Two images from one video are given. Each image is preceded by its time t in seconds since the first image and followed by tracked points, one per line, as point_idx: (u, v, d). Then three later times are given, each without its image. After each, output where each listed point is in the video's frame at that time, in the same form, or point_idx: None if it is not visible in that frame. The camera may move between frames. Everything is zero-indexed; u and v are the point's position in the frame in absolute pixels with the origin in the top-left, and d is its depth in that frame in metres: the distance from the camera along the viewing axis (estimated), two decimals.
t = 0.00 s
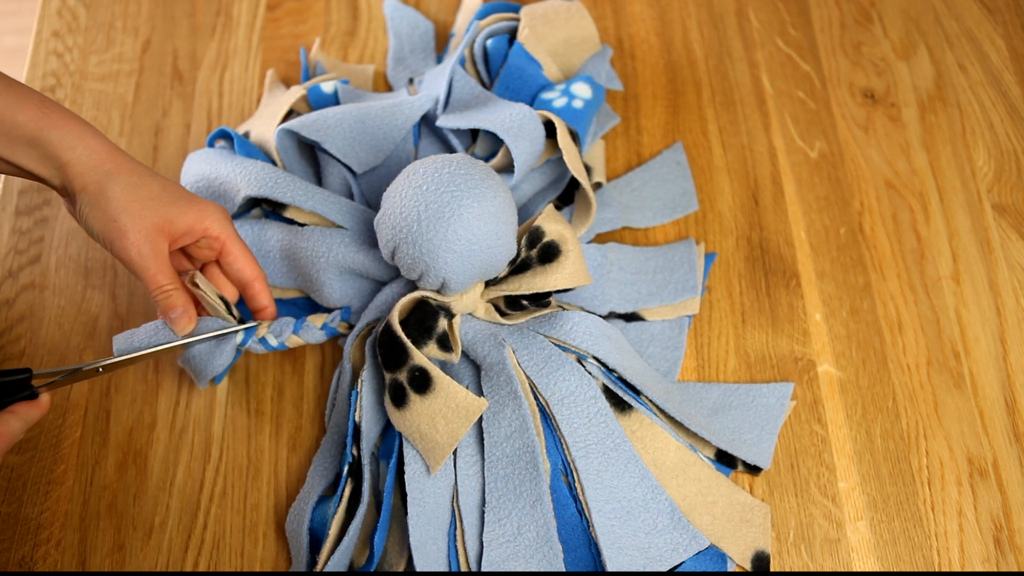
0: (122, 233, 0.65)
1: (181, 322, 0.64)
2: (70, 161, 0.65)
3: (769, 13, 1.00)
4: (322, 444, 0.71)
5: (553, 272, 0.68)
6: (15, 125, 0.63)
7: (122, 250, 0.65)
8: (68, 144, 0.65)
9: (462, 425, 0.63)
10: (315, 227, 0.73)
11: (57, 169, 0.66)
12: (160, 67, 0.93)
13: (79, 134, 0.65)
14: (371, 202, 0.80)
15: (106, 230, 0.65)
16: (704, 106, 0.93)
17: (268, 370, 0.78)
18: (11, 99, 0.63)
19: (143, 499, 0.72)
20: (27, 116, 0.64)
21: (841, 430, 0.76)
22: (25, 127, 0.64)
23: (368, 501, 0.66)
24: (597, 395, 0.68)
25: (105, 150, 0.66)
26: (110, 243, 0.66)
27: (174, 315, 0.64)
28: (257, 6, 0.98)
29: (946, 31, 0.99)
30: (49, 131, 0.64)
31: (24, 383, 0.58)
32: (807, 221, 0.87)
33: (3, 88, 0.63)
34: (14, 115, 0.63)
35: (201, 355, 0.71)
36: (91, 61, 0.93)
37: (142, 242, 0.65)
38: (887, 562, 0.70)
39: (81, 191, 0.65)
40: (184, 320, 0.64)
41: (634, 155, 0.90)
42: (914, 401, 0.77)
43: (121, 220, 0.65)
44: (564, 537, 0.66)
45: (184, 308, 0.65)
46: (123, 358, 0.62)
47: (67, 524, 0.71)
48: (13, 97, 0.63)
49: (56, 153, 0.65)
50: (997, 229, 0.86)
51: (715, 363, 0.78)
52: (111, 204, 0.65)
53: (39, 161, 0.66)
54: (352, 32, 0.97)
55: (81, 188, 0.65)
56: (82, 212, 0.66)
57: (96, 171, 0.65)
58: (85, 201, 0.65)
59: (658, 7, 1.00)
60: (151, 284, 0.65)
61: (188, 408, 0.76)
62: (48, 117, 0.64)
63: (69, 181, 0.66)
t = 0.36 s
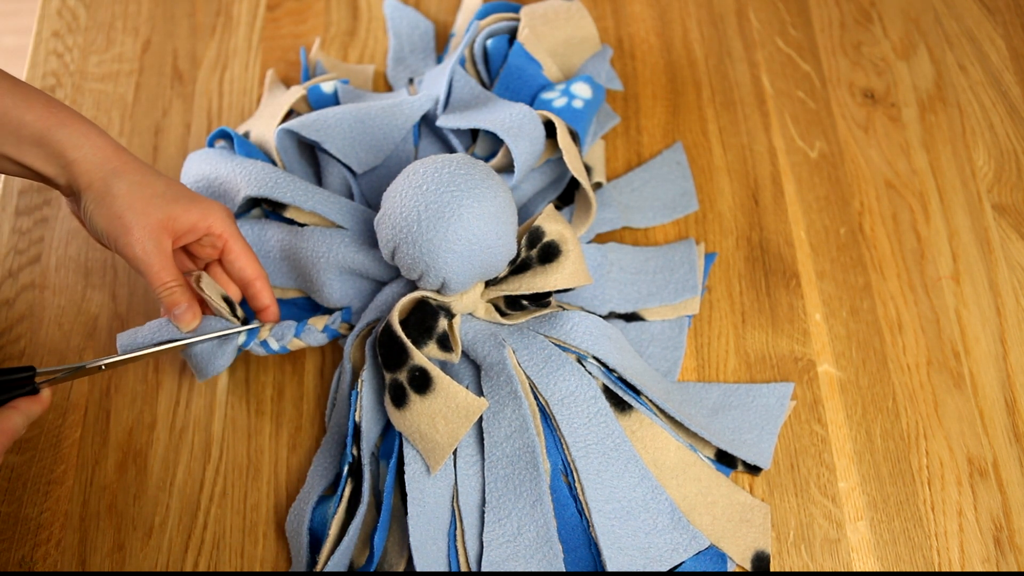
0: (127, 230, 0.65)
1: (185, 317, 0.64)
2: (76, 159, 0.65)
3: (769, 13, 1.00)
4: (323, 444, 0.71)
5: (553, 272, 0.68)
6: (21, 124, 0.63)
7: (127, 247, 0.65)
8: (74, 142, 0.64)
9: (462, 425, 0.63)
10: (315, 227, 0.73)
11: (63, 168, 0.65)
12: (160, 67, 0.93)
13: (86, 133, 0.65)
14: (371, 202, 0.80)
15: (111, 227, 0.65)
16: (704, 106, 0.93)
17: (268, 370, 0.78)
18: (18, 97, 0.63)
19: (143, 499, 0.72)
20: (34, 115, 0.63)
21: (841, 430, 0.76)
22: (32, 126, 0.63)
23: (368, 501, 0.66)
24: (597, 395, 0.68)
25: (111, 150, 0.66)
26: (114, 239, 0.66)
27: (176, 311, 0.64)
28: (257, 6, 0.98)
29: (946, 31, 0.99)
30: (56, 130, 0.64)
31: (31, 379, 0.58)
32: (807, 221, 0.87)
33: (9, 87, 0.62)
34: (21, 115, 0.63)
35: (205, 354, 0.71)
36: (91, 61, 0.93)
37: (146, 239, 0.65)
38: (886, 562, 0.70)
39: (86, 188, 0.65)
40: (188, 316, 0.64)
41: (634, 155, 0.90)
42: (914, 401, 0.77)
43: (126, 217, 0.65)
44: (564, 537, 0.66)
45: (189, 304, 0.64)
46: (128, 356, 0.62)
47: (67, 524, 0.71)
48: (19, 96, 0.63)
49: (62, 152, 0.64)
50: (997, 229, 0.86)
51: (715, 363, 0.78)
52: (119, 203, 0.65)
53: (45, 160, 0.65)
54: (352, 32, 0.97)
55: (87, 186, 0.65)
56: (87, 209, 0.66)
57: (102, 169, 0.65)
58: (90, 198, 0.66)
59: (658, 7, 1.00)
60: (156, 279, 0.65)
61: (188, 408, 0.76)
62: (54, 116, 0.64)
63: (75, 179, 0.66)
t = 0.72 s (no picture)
0: (126, 232, 0.65)
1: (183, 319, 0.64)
2: (76, 162, 0.65)
3: (769, 13, 1.00)
4: (322, 445, 0.71)
5: (553, 272, 0.68)
6: (22, 127, 0.63)
7: (126, 249, 0.65)
8: (74, 146, 0.65)
9: (462, 425, 0.63)
10: (315, 227, 0.73)
11: (63, 172, 0.66)
12: (160, 67, 0.93)
13: (85, 137, 0.65)
14: (371, 202, 0.80)
15: (109, 229, 0.65)
16: (704, 106, 0.93)
17: (268, 370, 0.78)
18: (19, 101, 0.63)
19: (143, 499, 0.72)
20: (35, 118, 0.63)
21: (841, 430, 0.76)
22: (33, 130, 0.63)
23: (368, 501, 0.66)
24: (597, 395, 0.68)
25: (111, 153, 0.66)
26: (112, 242, 0.66)
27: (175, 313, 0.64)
28: (257, 6, 0.98)
29: (946, 31, 0.99)
30: (56, 133, 0.64)
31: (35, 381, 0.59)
32: (807, 221, 0.87)
33: (11, 91, 0.62)
34: (22, 117, 0.63)
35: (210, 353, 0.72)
36: (91, 61, 0.93)
37: (145, 241, 0.65)
38: (886, 562, 0.70)
39: (86, 190, 0.65)
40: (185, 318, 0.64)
41: (634, 155, 0.90)
42: (914, 401, 0.77)
43: (124, 219, 0.65)
44: (564, 537, 0.66)
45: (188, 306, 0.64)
46: (130, 355, 0.62)
47: (67, 524, 0.71)
48: (19, 99, 0.63)
49: (62, 155, 0.65)
50: (997, 229, 0.86)
51: (715, 363, 0.78)
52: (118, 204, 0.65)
53: (45, 163, 0.66)
54: (352, 32, 0.97)
55: (87, 189, 0.65)
56: (86, 212, 0.66)
57: (102, 171, 0.65)
58: (90, 200, 0.65)
59: (658, 7, 1.00)
60: (155, 280, 0.64)
61: (188, 408, 0.76)
62: (54, 120, 0.64)
63: (75, 182, 0.66)
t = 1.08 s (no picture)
0: (130, 234, 0.65)
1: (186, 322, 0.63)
2: (81, 166, 0.65)
3: (769, 13, 1.00)
4: (323, 444, 0.71)
5: (553, 272, 0.68)
6: (28, 131, 0.63)
7: (130, 252, 0.65)
8: (79, 149, 0.65)
9: (462, 425, 0.63)
10: (315, 227, 0.73)
11: (67, 175, 0.66)
12: (160, 67, 0.93)
13: (90, 140, 0.65)
14: (371, 202, 0.80)
15: (114, 232, 0.65)
16: (704, 106, 0.93)
17: (268, 370, 0.78)
18: (24, 103, 0.63)
19: (143, 499, 0.72)
20: (41, 122, 0.63)
21: (841, 430, 0.76)
22: (38, 133, 0.64)
23: (368, 501, 0.66)
24: (597, 395, 0.68)
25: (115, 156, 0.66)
26: (116, 245, 0.66)
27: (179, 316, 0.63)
28: (257, 6, 0.98)
29: (946, 31, 0.99)
30: (61, 137, 0.64)
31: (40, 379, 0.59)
32: (807, 221, 0.87)
33: (15, 94, 0.62)
34: (28, 121, 0.63)
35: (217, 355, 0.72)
36: (91, 61, 0.93)
37: (149, 243, 0.65)
38: (886, 562, 0.70)
39: (90, 192, 0.65)
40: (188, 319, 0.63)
41: (634, 155, 0.90)
42: (914, 401, 0.77)
43: (128, 221, 0.65)
44: (564, 537, 0.66)
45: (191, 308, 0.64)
46: (134, 358, 0.62)
47: (67, 524, 0.71)
48: (25, 102, 0.63)
49: (67, 158, 0.65)
50: (997, 229, 0.86)
51: (715, 363, 0.78)
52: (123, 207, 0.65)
53: (49, 166, 0.66)
54: (352, 32, 0.97)
55: (91, 192, 0.65)
56: (90, 215, 0.66)
57: (106, 173, 0.65)
58: (94, 204, 0.66)
59: (658, 7, 1.00)
60: (159, 283, 0.64)
61: (188, 408, 0.76)
62: (60, 124, 0.64)
63: (79, 185, 0.66)
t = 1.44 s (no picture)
0: (145, 220, 0.65)
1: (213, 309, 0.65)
2: (86, 158, 0.65)
3: (769, 13, 1.00)
4: (323, 444, 0.70)
5: (553, 272, 0.68)
6: (31, 123, 0.64)
7: (148, 237, 0.65)
8: (83, 140, 0.65)
9: (462, 425, 0.63)
10: (315, 227, 0.73)
11: (73, 166, 0.66)
12: (160, 67, 0.93)
13: (92, 131, 0.65)
14: (371, 202, 0.80)
15: (128, 221, 0.66)
16: (704, 106, 0.93)
17: (268, 370, 0.78)
18: (27, 97, 0.63)
19: (143, 499, 0.72)
20: (44, 114, 0.64)
21: (841, 430, 0.76)
22: (42, 125, 0.64)
23: (368, 501, 0.66)
24: (597, 395, 0.68)
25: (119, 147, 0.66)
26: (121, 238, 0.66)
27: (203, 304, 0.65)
28: (257, 6, 0.98)
29: (946, 31, 0.99)
30: (64, 129, 0.65)
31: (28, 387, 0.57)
32: (807, 221, 0.87)
33: (17, 87, 0.63)
34: (31, 114, 0.64)
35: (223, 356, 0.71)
36: (91, 61, 0.93)
37: (165, 227, 0.65)
38: (886, 562, 0.70)
39: (99, 184, 0.66)
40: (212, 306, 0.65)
41: (634, 155, 0.90)
42: (914, 401, 0.77)
43: (142, 208, 0.65)
44: (564, 537, 0.66)
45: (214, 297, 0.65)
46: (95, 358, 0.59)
47: (67, 524, 0.71)
48: (28, 96, 0.64)
49: (71, 151, 0.65)
50: (997, 229, 0.86)
51: (715, 363, 0.78)
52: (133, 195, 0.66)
53: (54, 159, 0.66)
54: (352, 32, 0.97)
55: (100, 182, 0.66)
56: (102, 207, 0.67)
57: (113, 164, 0.66)
58: (105, 194, 0.66)
59: (658, 7, 1.00)
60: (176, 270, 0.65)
61: (188, 407, 0.76)
62: (63, 116, 0.65)
63: (85, 177, 0.66)
